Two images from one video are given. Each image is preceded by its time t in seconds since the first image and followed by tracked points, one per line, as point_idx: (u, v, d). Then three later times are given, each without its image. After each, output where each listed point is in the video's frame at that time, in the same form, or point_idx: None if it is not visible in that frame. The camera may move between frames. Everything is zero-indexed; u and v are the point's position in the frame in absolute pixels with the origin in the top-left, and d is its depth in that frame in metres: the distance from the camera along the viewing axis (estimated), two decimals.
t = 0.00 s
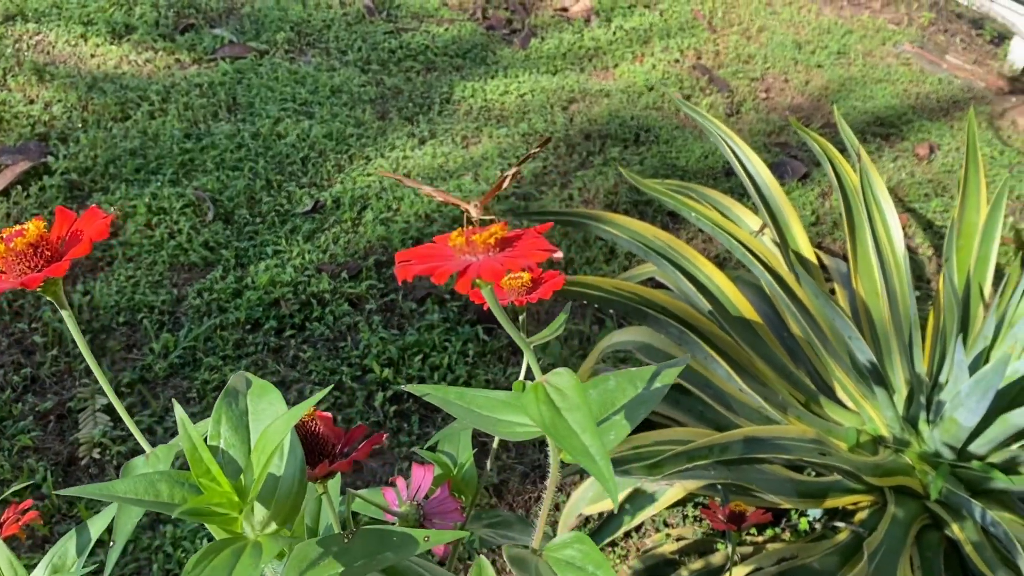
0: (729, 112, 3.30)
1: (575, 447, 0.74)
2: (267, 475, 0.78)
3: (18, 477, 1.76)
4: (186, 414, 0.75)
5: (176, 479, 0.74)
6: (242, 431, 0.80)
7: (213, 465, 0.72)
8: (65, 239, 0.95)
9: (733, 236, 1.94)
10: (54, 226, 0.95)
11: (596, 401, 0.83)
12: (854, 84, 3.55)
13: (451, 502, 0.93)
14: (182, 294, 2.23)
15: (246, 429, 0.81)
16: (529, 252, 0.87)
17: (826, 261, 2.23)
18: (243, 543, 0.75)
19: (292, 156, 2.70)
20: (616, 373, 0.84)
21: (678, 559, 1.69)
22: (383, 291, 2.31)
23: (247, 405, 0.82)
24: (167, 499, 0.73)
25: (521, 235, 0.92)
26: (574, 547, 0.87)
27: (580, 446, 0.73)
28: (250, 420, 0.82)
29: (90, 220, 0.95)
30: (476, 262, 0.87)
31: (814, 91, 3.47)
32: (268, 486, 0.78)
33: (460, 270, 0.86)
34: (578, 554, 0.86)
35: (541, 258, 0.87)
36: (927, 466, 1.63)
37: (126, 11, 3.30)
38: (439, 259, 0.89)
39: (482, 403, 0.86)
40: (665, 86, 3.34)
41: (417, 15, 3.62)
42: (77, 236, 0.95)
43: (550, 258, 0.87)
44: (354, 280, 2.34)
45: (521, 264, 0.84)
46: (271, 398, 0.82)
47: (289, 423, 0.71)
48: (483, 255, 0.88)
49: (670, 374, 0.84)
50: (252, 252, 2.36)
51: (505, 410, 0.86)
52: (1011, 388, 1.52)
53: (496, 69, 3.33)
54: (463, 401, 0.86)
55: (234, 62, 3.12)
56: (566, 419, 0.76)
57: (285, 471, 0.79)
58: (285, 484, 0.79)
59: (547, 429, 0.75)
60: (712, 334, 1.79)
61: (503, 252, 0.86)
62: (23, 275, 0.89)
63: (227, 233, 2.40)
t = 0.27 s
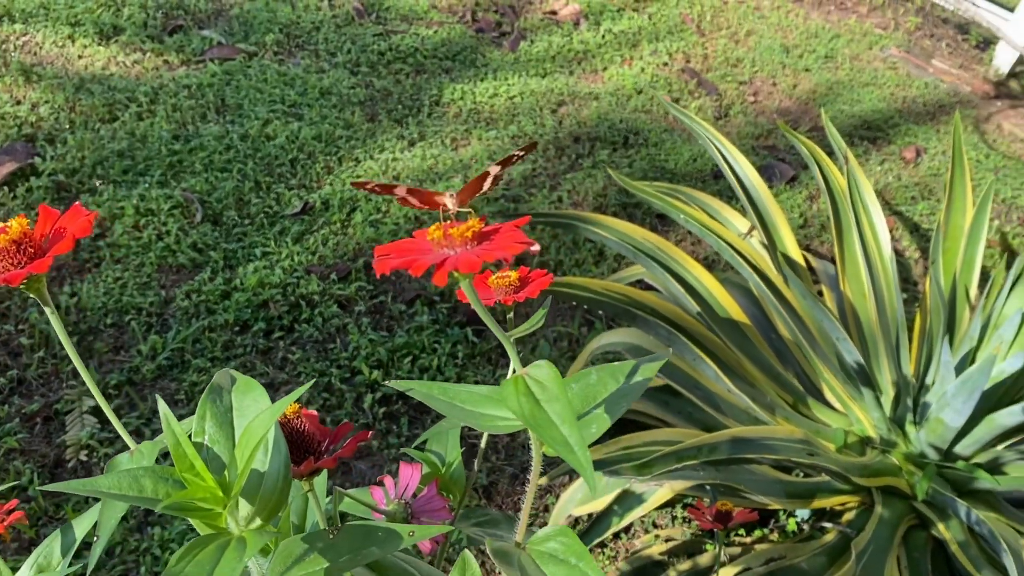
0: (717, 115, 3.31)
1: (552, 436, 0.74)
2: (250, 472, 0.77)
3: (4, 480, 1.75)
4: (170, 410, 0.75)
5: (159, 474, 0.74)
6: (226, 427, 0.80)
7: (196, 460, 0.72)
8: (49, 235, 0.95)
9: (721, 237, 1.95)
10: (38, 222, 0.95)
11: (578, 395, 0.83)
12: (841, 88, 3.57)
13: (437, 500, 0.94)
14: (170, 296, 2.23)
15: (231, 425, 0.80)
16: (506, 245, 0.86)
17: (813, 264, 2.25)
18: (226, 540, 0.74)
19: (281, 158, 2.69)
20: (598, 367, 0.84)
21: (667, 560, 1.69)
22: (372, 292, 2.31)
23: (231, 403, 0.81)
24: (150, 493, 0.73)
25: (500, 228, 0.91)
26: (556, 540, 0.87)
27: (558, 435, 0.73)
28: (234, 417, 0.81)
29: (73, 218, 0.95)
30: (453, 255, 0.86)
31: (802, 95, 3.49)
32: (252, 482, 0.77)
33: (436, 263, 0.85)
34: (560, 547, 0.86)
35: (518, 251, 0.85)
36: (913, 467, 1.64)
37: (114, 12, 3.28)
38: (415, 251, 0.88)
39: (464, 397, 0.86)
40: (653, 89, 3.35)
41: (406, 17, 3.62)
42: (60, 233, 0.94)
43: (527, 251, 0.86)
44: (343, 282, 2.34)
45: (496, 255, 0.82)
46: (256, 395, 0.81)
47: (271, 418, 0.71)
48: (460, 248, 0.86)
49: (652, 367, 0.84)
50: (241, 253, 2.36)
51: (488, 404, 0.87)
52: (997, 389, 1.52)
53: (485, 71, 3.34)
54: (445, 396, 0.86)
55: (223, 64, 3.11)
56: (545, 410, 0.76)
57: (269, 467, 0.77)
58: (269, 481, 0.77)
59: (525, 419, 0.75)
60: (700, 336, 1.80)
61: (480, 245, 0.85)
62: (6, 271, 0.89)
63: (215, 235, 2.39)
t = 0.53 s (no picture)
0: (704, 117, 3.32)
1: (560, 429, 0.73)
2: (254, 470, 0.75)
3: None
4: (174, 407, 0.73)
5: (163, 471, 0.72)
6: (229, 426, 0.78)
7: (201, 457, 0.70)
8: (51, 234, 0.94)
9: (711, 238, 1.96)
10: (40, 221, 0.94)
11: (580, 390, 0.83)
12: (827, 90, 3.59)
13: (434, 500, 0.94)
14: (158, 298, 2.21)
15: (234, 424, 0.78)
16: (516, 237, 0.87)
17: (801, 265, 2.26)
18: (231, 538, 0.73)
19: (269, 159, 2.68)
20: (600, 364, 0.83)
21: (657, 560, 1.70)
22: (361, 294, 2.31)
23: (234, 401, 0.79)
24: (155, 492, 0.71)
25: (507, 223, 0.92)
26: (559, 535, 0.86)
27: (565, 428, 0.73)
28: (236, 416, 0.79)
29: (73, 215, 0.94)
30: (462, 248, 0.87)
31: (788, 97, 3.51)
32: (255, 481, 0.75)
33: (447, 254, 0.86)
34: (563, 541, 0.85)
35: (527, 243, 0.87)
36: (902, 466, 1.65)
37: (100, 13, 3.26)
38: (425, 244, 0.89)
39: (467, 393, 0.85)
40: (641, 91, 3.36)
41: (394, 19, 3.62)
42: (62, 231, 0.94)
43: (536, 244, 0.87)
44: (332, 284, 2.33)
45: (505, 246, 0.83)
46: (258, 393, 0.79)
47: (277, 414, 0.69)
48: (470, 241, 0.88)
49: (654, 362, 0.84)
50: (229, 255, 2.35)
51: (491, 400, 0.86)
52: (984, 389, 1.54)
53: (474, 73, 3.34)
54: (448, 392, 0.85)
55: (210, 65, 3.10)
56: (551, 403, 0.75)
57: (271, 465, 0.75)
58: (271, 480, 0.75)
59: (532, 413, 0.74)
60: (690, 337, 1.81)
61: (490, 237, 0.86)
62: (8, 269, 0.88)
63: (203, 237, 2.38)
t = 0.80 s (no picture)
0: (689, 120, 3.34)
1: (585, 440, 0.73)
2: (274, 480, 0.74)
3: None
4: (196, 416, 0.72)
5: (187, 481, 0.71)
6: (248, 435, 0.76)
7: (224, 467, 0.70)
8: (75, 245, 0.93)
9: (699, 241, 1.97)
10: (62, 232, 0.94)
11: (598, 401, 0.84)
12: (809, 94, 3.62)
13: (439, 506, 0.91)
14: (145, 303, 2.20)
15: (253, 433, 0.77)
16: (545, 253, 0.89)
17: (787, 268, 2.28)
18: (253, 546, 0.72)
19: (255, 163, 2.68)
20: (615, 374, 0.85)
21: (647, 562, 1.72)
22: (349, 298, 2.31)
23: (252, 410, 0.78)
24: (179, 501, 0.70)
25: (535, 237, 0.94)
26: (578, 542, 0.87)
27: (591, 439, 0.73)
28: (256, 425, 0.78)
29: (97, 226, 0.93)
30: (494, 262, 0.89)
31: (771, 101, 3.54)
32: (277, 490, 0.74)
33: (479, 269, 0.87)
34: (582, 549, 0.86)
35: (557, 258, 0.88)
36: (888, 466, 1.67)
37: (83, 15, 3.25)
38: (456, 258, 0.90)
39: (488, 403, 0.85)
40: (626, 95, 3.38)
41: (379, 22, 3.62)
42: (85, 242, 0.93)
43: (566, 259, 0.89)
44: (320, 288, 2.33)
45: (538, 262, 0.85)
46: (276, 401, 0.78)
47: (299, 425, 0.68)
48: (500, 256, 0.89)
49: (670, 373, 0.85)
50: (216, 259, 2.34)
51: (511, 409, 0.86)
52: (969, 390, 1.56)
53: (460, 76, 3.34)
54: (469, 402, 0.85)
55: (195, 68, 3.09)
56: (575, 414, 0.76)
57: (292, 475, 0.74)
58: (292, 490, 0.74)
59: (558, 424, 0.74)
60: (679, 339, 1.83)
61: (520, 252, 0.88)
62: (34, 281, 0.87)
63: (190, 241, 2.38)
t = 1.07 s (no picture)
0: (672, 123, 3.36)
1: (620, 456, 0.75)
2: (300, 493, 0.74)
3: None
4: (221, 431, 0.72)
5: (214, 496, 0.70)
6: (271, 448, 0.76)
7: (253, 482, 0.70)
8: (99, 260, 0.93)
9: (687, 244, 1.98)
10: (85, 247, 0.93)
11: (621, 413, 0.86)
12: (790, 96, 3.65)
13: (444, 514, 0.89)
14: (131, 308, 2.19)
15: (275, 447, 0.77)
16: (580, 271, 0.91)
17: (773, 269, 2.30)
18: (280, 560, 0.71)
19: (240, 167, 2.67)
20: (637, 386, 0.83)
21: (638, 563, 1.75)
22: (337, 302, 2.30)
23: (274, 423, 0.78)
24: (206, 516, 0.69)
25: (566, 253, 0.95)
26: (601, 553, 0.90)
27: (626, 455, 0.75)
28: (277, 438, 0.77)
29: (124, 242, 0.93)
30: (530, 281, 0.90)
31: (753, 103, 3.57)
32: (301, 503, 0.74)
33: (517, 289, 0.89)
34: (606, 560, 0.89)
35: (593, 277, 0.90)
36: (875, 466, 1.69)
37: (63, 18, 3.22)
38: (491, 277, 0.92)
39: (513, 416, 0.86)
40: (610, 97, 3.39)
41: (362, 24, 3.61)
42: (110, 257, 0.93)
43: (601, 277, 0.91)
44: (307, 292, 2.32)
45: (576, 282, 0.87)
46: (298, 414, 0.78)
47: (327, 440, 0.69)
48: (536, 274, 0.91)
49: (689, 384, 0.88)
50: (203, 264, 2.33)
51: (536, 421, 0.87)
52: (954, 390, 1.59)
53: (444, 79, 3.34)
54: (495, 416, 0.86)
55: (178, 71, 3.08)
56: (608, 429, 0.77)
57: (316, 488, 0.74)
58: (316, 504, 0.74)
59: (593, 440, 0.76)
60: (668, 341, 1.84)
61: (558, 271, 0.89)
62: (61, 297, 0.88)
63: (176, 246, 2.36)
